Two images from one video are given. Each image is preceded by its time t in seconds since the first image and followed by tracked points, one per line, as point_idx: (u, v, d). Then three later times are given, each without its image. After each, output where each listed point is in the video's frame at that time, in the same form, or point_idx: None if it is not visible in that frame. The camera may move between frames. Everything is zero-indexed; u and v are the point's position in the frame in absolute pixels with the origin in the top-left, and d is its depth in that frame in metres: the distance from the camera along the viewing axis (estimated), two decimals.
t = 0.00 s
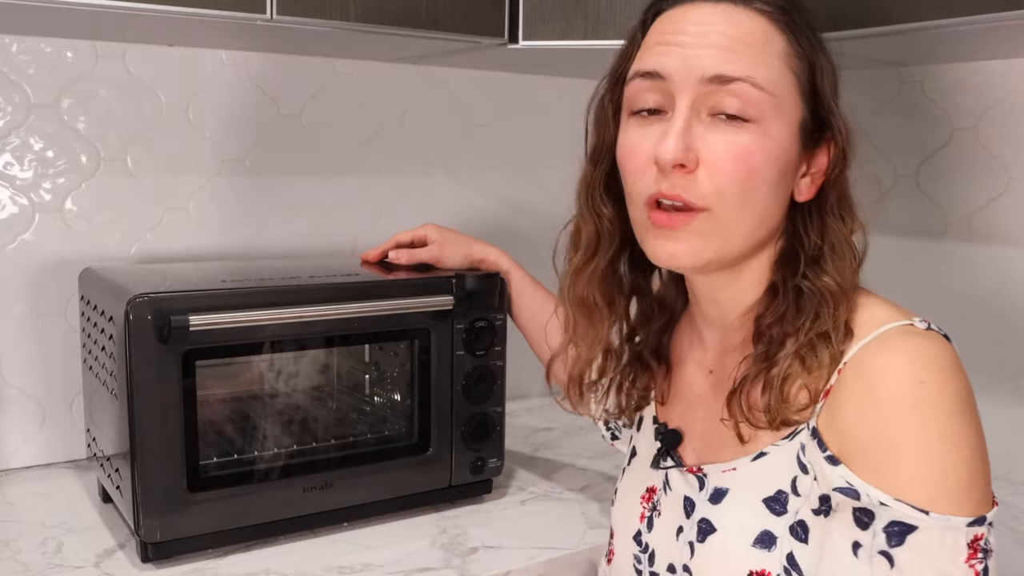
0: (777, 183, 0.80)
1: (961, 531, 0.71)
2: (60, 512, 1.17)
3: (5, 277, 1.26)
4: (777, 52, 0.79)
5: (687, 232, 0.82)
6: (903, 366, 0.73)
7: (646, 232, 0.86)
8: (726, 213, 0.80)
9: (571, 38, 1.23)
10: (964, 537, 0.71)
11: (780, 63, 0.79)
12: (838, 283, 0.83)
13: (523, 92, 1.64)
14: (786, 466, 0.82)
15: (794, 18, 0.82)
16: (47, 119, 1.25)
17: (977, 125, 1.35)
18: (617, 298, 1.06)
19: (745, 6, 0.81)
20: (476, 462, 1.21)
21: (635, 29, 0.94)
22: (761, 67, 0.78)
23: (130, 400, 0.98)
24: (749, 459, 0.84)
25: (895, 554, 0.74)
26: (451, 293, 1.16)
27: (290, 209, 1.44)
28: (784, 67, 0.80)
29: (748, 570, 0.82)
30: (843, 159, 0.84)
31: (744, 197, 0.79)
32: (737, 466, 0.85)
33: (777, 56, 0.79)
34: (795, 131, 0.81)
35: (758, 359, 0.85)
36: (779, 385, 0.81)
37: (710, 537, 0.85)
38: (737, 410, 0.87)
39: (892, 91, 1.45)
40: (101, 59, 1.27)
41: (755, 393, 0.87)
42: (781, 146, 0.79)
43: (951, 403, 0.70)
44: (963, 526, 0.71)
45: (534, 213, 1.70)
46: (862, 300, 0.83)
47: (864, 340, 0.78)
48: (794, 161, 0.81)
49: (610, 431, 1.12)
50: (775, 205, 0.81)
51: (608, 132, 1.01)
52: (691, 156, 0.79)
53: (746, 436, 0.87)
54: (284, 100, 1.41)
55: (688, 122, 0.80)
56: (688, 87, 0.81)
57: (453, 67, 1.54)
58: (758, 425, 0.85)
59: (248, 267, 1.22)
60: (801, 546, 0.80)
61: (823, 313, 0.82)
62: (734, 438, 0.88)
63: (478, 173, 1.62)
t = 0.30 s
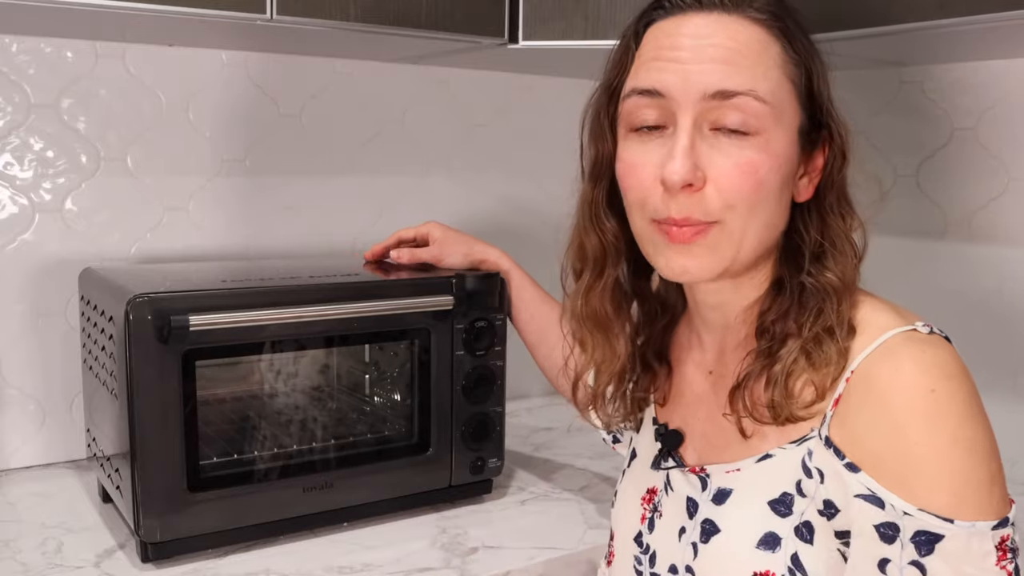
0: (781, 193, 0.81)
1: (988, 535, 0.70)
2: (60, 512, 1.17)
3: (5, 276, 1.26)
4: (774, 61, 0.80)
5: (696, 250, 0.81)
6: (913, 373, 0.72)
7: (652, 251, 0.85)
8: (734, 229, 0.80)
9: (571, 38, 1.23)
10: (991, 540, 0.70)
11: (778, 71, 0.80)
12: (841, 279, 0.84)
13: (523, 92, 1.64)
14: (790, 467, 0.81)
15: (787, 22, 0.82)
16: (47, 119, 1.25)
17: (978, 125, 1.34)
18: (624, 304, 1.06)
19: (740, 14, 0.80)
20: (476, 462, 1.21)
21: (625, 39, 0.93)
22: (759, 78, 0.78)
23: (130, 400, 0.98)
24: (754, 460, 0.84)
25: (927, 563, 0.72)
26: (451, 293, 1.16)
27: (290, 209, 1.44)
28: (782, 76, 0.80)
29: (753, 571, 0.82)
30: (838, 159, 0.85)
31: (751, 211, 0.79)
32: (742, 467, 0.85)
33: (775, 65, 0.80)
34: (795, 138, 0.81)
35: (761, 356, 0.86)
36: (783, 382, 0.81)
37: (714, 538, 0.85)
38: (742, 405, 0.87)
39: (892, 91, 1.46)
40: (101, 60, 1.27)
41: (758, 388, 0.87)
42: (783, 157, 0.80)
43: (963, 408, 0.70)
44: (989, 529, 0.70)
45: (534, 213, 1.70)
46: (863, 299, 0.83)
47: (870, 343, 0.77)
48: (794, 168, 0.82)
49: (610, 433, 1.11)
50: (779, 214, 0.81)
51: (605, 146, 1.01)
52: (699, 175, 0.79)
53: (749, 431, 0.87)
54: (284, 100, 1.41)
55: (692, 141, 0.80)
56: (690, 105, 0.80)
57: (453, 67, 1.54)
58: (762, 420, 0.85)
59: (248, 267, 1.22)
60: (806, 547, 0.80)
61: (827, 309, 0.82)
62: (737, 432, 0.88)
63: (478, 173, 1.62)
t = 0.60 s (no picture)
0: (787, 193, 0.81)
1: (1012, 525, 0.70)
2: (60, 512, 1.17)
3: (5, 276, 1.26)
4: (774, 61, 0.80)
5: (704, 253, 0.81)
6: (925, 373, 0.73)
7: (659, 256, 0.85)
8: (740, 231, 0.80)
9: (571, 38, 1.23)
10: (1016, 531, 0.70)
11: (778, 71, 0.80)
12: (848, 277, 0.85)
13: (523, 92, 1.64)
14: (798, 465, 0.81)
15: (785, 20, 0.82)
16: (47, 119, 1.25)
17: (978, 125, 1.34)
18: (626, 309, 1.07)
19: (737, 15, 0.80)
20: (476, 462, 1.21)
21: (624, 42, 0.94)
22: (759, 78, 0.79)
23: (130, 400, 0.98)
24: (760, 460, 0.84)
25: (952, 557, 0.72)
26: (451, 293, 1.16)
27: (290, 209, 1.44)
28: (783, 75, 0.80)
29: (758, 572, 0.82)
30: (842, 156, 0.86)
31: (757, 212, 0.79)
32: (749, 467, 0.85)
33: (775, 65, 0.80)
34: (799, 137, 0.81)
35: (772, 357, 0.86)
36: (795, 382, 0.81)
37: (720, 538, 0.85)
38: (752, 405, 0.87)
39: (892, 91, 1.46)
40: (101, 59, 1.27)
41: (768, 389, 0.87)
42: (788, 156, 0.80)
43: (976, 406, 0.71)
44: (1012, 519, 0.70)
45: (534, 213, 1.70)
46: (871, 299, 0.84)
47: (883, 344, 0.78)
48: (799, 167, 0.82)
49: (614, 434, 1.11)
50: (785, 213, 0.81)
51: (608, 152, 1.00)
52: (704, 179, 0.79)
53: (760, 433, 0.86)
54: (284, 100, 1.41)
55: (696, 145, 0.80)
56: (691, 110, 0.80)
57: (453, 67, 1.54)
58: (774, 420, 0.84)
59: (248, 267, 1.22)
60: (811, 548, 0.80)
61: (837, 309, 0.83)
62: (747, 433, 0.88)
63: (478, 173, 1.62)
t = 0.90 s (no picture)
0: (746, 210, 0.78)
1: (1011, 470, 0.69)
2: (60, 512, 1.17)
3: (5, 276, 1.26)
4: (745, 79, 0.76)
5: (657, 262, 0.79)
6: (901, 311, 0.74)
7: (612, 260, 0.82)
8: (692, 244, 0.77)
9: (571, 38, 1.23)
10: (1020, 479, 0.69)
11: (748, 88, 0.76)
12: (810, 295, 0.81)
13: (523, 92, 1.64)
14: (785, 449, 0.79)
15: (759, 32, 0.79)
16: (47, 119, 1.25)
17: (978, 125, 1.34)
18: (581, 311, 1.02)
19: (712, 24, 0.77)
20: (476, 462, 1.21)
21: (597, 34, 0.88)
22: (726, 93, 0.75)
23: (130, 400, 0.98)
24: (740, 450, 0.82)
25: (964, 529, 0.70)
26: (451, 293, 1.16)
27: (291, 209, 1.44)
28: (752, 91, 0.76)
29: (743, 559, 0.80)
30: (805, 172, 0.83)
31: (710, 228, 0.77)
32: (726, 456, 0.83)
33: (744, 80, 0.76)
34: (761, 152, 0.78)
35: (730, 372, 0.83)
36: (757, 399, 0.79)
37: (701, 531, 0.83)
38: (713, 422, 0.85)
39: (893, 90, 1.46)
40: (101, 60, 1.27)
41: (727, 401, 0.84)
42: (748, 172, 0.77)
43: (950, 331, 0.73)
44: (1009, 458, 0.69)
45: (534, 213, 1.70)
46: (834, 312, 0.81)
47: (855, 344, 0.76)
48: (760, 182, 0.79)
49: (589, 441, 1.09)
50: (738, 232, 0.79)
51: (568, 149, 0.97)
52: (663, 190, 0.76)
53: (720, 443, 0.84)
54: (284, 100, 1.41)
55: (654, 155, 0.76)
56: (652, 119, 0.76)
57: (453, 67, 1.54)
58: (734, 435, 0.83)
59: (249, 267, 1.22)
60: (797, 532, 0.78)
61: (796, 328, 0.79)
62: (709, 444, 0.86)
63: (478, 172, 1.62)
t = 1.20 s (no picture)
0: (738, 201, 0.80)
1: (990, 493, 0.75)
2: (60, 512, 1.17)
3: (5, 276, 1.26)
4: (718, 65, 0.80)
5: (654, 269, 0.81)
6: (926, 348, 0.75)
7: (610, 272, 0.85)
8: (688, 243, 0.80)
9: (570, 38, 1.23)
10: (992, 497, 0.75)
11: (722, 75, 0.80)
12: (809, 294, 0.85)
13: (523, 92, 1.64)
14: (794, 461, 0.82)
15: (730, 21, 0.82)
16: (47, 119, 1.25)
17: (978, 125, 1.34)
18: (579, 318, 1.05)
19: (678, 21, 0.81)
20: (476, 462, 1.21)
21: (579, 50, 0.93)
22: (702, 83, 0.79)
23: (130, 400, 0.98)
24: (754, 457, 0.84)
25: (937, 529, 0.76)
26: (451, 293, 1.16)
27: (291, 209, 1.44)
28: (727, 79, 0.80)
29: (759, 568, 0.81)
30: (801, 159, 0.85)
31: (702, 221, 0.79)
32: (742, 466, 0.85)
33: (717, 68, 0.80)
34: (746, 142, 0.81)
35: (743, 377, 0.87)
36: (766, 405, 0.82)
37: (716, 539, 0.85)
38: (727, 427, 0.88)
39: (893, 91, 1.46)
40: (101, 59, 1.27)
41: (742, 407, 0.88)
42: (735, 162, 0.80)
43: (973, 371, 0.75)
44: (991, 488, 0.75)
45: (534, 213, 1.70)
46: (839, 305, 0.85)
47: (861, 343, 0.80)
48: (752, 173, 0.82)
49: (593, 450, 1.13)
50: (733, 224, 0.81)
51: (557, 167, 1.00)
52: (647, 190, 0.79)
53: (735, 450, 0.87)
54: (284, 99, 1.41)
55: (638, 155, 0.80)
56: (633, 117, 0.80)
57: (453, 67, 1.54)
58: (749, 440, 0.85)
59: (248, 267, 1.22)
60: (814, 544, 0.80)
61: (800, 328, 0.84)
62: (723, 450, 0.88)
63: (478, 173, 1.62)
